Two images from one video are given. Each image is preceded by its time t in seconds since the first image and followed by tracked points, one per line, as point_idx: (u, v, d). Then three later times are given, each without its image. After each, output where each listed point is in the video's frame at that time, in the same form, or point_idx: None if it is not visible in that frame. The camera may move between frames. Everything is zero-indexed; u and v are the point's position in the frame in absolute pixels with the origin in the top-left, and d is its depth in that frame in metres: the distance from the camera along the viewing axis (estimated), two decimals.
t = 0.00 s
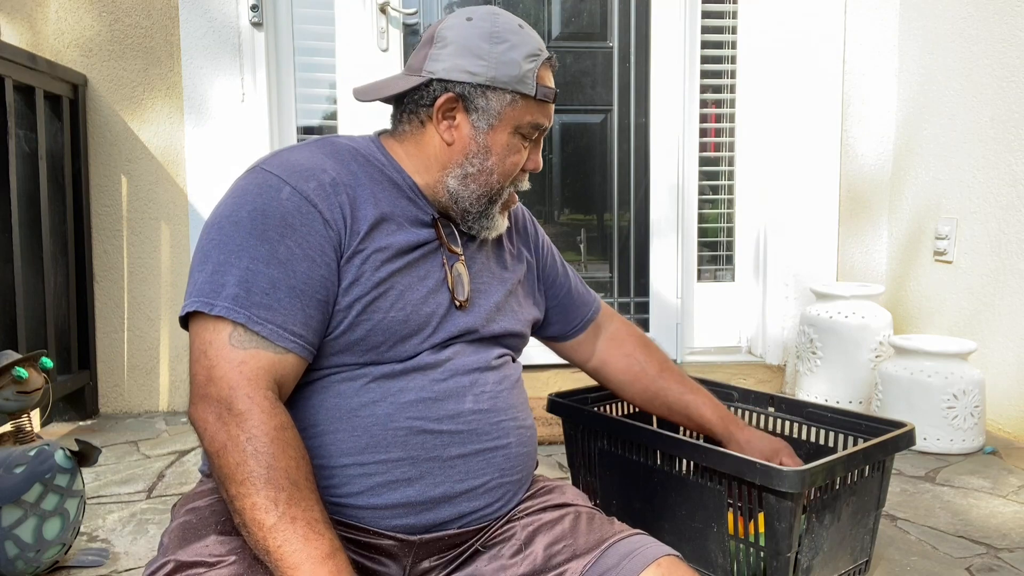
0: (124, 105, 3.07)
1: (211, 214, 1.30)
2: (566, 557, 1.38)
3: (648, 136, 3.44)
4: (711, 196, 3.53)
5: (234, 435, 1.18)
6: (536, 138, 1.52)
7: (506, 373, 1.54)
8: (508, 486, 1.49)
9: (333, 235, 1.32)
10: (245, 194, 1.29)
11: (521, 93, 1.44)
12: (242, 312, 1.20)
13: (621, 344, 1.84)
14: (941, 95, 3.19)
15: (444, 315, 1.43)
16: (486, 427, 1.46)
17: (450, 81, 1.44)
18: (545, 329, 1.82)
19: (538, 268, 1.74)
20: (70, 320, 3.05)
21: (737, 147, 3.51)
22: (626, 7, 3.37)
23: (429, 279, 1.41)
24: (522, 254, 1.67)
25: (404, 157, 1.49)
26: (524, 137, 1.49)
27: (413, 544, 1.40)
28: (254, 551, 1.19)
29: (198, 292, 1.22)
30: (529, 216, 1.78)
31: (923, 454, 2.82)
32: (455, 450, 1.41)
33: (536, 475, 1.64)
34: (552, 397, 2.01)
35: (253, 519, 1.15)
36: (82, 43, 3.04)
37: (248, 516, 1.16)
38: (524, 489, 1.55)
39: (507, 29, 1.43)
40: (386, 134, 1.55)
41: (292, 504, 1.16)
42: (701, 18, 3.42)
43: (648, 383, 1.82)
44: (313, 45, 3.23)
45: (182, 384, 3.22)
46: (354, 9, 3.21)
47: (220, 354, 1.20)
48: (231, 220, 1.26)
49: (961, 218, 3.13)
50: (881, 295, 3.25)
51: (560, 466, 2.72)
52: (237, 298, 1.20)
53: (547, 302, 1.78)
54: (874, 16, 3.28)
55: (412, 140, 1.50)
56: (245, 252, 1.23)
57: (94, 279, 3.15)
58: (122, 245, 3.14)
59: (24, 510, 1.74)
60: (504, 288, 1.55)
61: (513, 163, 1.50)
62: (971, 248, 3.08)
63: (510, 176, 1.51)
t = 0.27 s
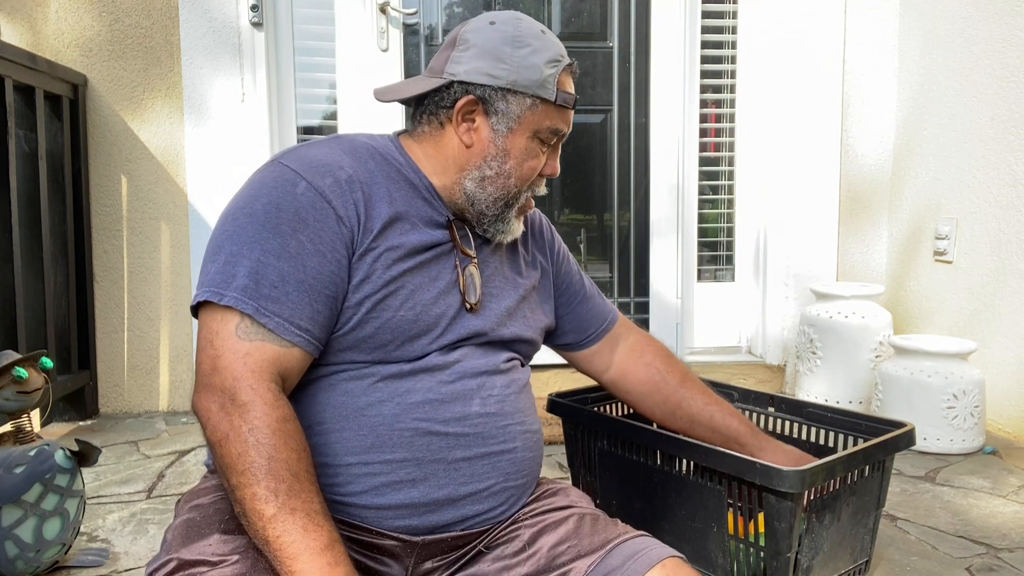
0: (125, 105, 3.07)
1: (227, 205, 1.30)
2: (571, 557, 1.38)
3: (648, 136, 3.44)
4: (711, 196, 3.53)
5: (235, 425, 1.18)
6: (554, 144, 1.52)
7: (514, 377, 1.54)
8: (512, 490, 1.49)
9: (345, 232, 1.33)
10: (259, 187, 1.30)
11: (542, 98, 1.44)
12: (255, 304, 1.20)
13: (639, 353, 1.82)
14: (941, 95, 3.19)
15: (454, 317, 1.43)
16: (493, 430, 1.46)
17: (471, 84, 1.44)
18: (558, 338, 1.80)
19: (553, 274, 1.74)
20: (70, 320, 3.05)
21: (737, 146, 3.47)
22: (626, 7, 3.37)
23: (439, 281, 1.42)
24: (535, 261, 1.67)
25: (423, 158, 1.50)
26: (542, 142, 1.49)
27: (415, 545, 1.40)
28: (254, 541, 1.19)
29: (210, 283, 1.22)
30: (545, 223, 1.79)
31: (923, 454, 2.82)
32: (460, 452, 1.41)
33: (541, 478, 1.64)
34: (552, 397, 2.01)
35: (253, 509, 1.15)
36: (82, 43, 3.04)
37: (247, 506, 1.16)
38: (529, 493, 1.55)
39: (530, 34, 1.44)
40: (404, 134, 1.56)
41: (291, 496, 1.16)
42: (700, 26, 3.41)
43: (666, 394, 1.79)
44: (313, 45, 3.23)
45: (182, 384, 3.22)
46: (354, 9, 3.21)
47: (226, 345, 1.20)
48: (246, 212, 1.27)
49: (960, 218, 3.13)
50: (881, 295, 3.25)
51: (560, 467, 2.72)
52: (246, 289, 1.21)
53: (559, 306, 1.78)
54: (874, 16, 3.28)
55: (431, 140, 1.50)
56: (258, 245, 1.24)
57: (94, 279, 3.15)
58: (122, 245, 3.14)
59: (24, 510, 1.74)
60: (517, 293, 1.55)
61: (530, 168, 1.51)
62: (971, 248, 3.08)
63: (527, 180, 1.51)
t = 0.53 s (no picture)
0: (125, 105, 3.08)
1: (235, 201, 1.31)
2: (576, 557, 1.38)
3: (648, 136, 3.45)
4: (711, 196, 3.53)
5: (240, 414, 1.18)
6: (562, 143, 1.52)
7: (518, 378, 1.53)
8: (515, 491, 1.49)
9: (352, 229, 1.33)
10: (266, 183, 1.30)
11: (549, 97, 1.44)
12: (260, 299, 1.20)
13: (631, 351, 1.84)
14: (941, 95, 3.19)
15: (460, 318, 1.43)
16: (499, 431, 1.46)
17: (477, 83, 1.44)
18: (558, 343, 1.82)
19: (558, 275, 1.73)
20: (70, 320, 3.05)
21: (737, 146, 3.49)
22: (626, 7, 3.37)
23: (445, 281, 1.42)
24: (541, 262, 1.67)
25: (430, 157, 1.50)
26: (550, 141, 1.48)
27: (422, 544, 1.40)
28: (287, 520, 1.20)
29: (214, 277, 1.23)
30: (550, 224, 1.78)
31: (923, 454, 2.82)
32: (466, 453, 1.41)
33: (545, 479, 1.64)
34: (552, 397, 2.01)
35: (276, 489, 1.16)
36: (82, 43, 3.04)
37: (271, 489, 1.17)
38: (533, 493, 1.55)
39: (538, 33, 1.43)
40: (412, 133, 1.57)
41: (310, 471, 1.16)
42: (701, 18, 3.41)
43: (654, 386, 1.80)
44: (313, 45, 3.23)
45: (182, 384, 3.22)
46: (354, 9, 3.21)
47: (229, 339, 1.20)
48: (252, 207, 1.27)
49: (960, 218, 3.13)
50: (881, 295, 3.25)
51: (560, 467, 2.72)
52: (248, 283, 1.21)
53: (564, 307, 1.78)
54: (874, 16, 3.29)
55: (439, 140, 1.50)
56: (264, 241, 1.24)
57: (94, 279, 3.15)
58: (122, 245, 3.14)
59: (24, 510, 1.74)
60: (522, 294, 1.55)
61: (537, 168, 1.50)
62: (971, 248, 3.08)
63: (534, 180, 1.51)
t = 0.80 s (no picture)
0: (125, 105, 3.07)
1: (248, 205, 1.29)
2: (575, 557, 1.38)
3: (648, 136, 3.44)
4: (711, 196, 3.53)
5: (300, 395, 1.18)
6: (556, 135, 1.52)
7: (521, 378, 1.54)
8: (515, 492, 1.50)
9: (371, 227, 1.33)
10: (280, 186, 1.29)
11: (539, 88, 1.45)
12: (292, 300, 1.20)
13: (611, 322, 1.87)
14: (941, 95, 3.19)
15: (468, 318, 1.43)
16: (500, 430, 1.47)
17: (467, 79, 1.46)
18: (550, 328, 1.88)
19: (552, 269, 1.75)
20: (70, 321, 3.05)
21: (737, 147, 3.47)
22: (626, 7, 3.37)
23: (454, 281, 1.42)
24: (537, 258, 1.67)
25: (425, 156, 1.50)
26: (543, 132, 1.49)
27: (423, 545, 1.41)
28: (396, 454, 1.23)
29: (241, 281, 1.21)
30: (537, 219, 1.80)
31: (923, 454, 2.82)
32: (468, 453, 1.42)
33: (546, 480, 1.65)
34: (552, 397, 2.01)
35: (377, 437, 1.18)
36: (82, 43, 3.04)
37: (375, 441, 1.19)
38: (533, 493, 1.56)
39: (525, 26, 1.45)
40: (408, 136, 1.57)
41: (392, 403, 1.19)
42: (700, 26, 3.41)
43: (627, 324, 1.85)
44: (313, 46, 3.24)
45: (181, 384, 3.22)
46: (354, 9, 3.22)
47: (264, 339, 1.18)
48: (273, 211, 1.26)
49: (960, 218, 3.13)
50: (880, 295, 3.25)
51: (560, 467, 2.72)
52: (282, 286, 1.20)
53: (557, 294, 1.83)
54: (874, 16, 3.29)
55: (433, 138, 1.51)
56: (290, 242, 1.24)
57: (94, 279, 3.15)
58: (122, 245, 3.14)
59: (24, 510, 1.74)
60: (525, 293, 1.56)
61: (531, 161, 1.50)
62: (971, 248, 3.08)
63: (529, 174, 1.51)
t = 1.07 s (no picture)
0: (125, 105, 3.07)
1: (258, 206, 1.30)
2: (575, 556, 1.38)
3: (648, 136, 3.44)
4: (711, 196, 3.56)
5: (355, 382, 1.20)
6: (518, 99, 1.50)
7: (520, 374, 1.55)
8: (514, 490, 1.50)
9: (387, 219, 1.35)
10: (290, 185, 1.30)
11: (481, 55, 1.47)
12: (321, 293, 1.21)
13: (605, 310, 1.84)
14: (941, 95, 3.18)
15: (469, 315, 1.44)
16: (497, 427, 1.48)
17: (419, 69, 1.52)
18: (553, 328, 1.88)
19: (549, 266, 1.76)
20: (70, 320, 3.05)
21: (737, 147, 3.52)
22: (626, 7, 3.37)
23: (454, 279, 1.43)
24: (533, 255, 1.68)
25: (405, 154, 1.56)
26: (499, 97, 1.48)
27: (423, 540, 1.40)
28: (454, 416, 1.29)
29: (272, 281, 1.22)
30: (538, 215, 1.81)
31: (923, 454, 2.82)
32: (467, 448, 1.43)
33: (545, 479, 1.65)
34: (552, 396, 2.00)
35: (437, 406, 1.24)
36: (82, 43, 3.04)
37: (435, 409, 1.25)
38: (533, 491, 1.56)
39: (464, 5, 1.50)
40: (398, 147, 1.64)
41: (441, 366, 1.24)
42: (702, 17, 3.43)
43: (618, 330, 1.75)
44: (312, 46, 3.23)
45: (181, 384, 3.22)
46: (353, 9, 3.22)
47: (310, 335, 1.19)
48: (290, 208, 1.27)
49: (961, 218, 3.13)
50: (880, 295, 3.25)
51: (560, 466, 2.72)
52: (319, 280, 1.22)
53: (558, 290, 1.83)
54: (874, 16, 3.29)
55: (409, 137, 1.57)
56: (312, 236, 1.25)
57: (94, 279, 3.15)
58: (122, 245, 3.15)
59: (24, 510, 1.74)
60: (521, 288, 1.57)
61: (496, 126, 1.48)
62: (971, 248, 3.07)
63: (498, 141, 1.49)
